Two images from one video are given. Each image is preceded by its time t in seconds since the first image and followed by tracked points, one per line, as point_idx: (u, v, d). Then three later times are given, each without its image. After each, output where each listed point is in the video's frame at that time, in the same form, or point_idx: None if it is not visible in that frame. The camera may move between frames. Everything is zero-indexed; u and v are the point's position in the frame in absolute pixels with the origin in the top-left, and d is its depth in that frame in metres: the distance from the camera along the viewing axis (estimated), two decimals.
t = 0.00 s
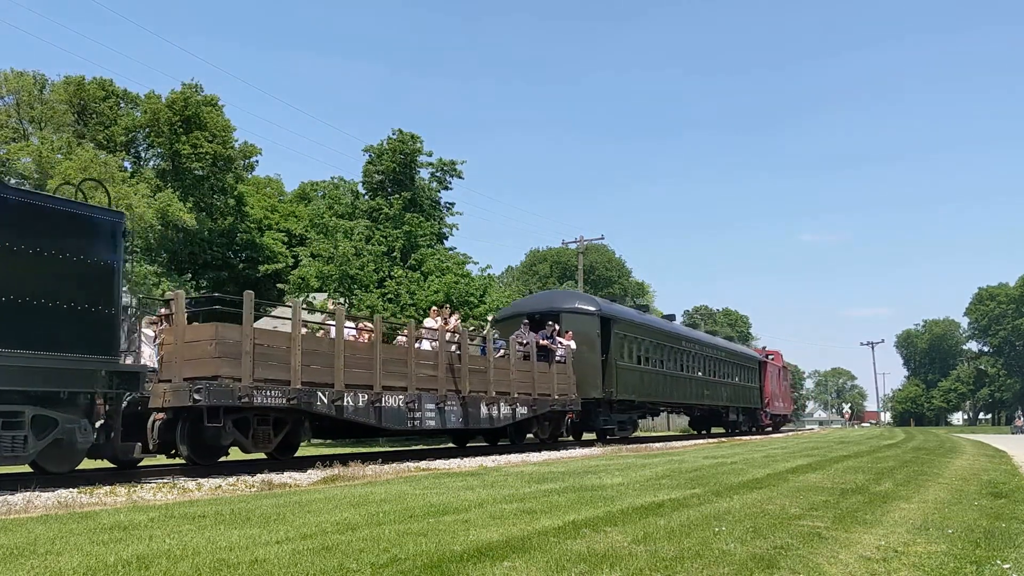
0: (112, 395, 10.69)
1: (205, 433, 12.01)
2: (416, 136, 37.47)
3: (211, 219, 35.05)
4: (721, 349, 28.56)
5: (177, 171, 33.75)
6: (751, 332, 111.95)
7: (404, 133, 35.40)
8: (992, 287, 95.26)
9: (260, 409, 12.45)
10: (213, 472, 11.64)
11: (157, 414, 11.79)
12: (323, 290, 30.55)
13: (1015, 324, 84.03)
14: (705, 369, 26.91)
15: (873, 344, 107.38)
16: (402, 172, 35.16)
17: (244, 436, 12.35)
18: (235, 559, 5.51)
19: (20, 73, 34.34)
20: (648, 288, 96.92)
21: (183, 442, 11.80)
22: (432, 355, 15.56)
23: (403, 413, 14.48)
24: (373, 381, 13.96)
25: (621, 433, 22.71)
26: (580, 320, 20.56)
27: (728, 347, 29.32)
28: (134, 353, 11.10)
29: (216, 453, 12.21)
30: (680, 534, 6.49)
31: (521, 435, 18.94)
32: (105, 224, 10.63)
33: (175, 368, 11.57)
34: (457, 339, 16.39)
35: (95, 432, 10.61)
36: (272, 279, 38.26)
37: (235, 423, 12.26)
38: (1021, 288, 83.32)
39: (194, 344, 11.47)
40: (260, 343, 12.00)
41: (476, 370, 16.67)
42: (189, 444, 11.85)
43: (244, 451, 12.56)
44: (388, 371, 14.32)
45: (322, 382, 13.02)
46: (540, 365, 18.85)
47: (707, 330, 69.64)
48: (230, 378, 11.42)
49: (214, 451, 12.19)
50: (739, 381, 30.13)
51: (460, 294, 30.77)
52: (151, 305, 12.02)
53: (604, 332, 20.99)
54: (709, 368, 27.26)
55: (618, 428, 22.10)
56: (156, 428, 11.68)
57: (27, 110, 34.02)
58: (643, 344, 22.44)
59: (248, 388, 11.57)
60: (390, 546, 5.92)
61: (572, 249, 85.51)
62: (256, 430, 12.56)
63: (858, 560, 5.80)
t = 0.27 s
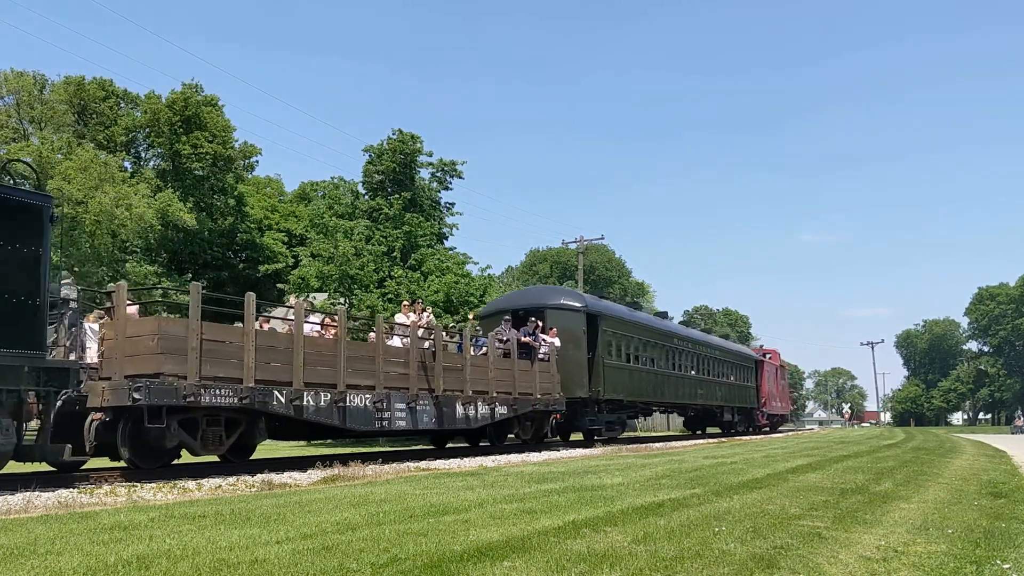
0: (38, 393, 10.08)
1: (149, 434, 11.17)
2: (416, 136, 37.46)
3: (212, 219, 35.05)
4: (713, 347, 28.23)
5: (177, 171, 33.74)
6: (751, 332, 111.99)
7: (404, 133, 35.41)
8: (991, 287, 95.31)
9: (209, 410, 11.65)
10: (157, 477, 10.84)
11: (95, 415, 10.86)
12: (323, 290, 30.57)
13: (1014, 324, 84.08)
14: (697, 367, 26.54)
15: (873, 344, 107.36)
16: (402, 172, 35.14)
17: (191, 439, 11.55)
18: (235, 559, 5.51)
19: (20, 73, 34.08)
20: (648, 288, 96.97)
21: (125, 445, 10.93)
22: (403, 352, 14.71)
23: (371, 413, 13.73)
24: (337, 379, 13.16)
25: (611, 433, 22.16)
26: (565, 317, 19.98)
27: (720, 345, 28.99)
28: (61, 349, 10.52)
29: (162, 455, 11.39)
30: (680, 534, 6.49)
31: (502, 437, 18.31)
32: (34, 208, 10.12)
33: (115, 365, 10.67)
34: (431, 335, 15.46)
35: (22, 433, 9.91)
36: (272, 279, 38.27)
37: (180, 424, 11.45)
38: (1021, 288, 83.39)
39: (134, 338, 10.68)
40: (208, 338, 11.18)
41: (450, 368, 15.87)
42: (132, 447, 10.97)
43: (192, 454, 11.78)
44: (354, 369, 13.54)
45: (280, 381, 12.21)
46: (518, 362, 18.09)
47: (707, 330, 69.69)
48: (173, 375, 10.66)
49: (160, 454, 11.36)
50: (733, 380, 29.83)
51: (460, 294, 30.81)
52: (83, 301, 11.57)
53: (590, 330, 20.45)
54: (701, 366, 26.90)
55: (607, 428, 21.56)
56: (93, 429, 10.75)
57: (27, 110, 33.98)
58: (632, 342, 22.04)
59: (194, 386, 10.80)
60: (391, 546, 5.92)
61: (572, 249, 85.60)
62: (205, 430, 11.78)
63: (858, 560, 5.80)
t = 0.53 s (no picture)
0: None
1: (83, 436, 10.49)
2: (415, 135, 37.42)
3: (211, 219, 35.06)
4: (705, 346, 27.93)
5: (177, 171, 33.73)
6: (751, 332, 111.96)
7: (404, 133, 35.42)
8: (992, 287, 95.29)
9: (153, 409, 10.98)
10: (122, 477, 10.62)
11: (23, 415, 10.20)
12: (323, 291, 30.58)
13: (1015, 324, 84.01)
14: (687, 366, 26.21)
15: (872, 344, 107.34)
16: (402, 172, 35.12)
17: (130, 440, 10.79)
18: (235, 559, 5.51)
19: (20, 72, 34.45)
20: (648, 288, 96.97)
21: (53, 446, 10.29)
22: (370, 349, 14.12)
23: (335, 413, 13.10)
24: (296, 377, 12.50)
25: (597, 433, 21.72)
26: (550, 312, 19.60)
27: (713, 344, 28.69)
28: None
29: (99, 459, 10.71)
30: (680, 535, 6.49)
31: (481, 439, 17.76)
32: None
33: (46, 362, 10.06)
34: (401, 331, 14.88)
35: None
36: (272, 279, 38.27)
37: (118, 425, 10.74)
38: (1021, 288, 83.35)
39: (66, 331, 10.06)
40: (148, 333, 10.55)
41: (421, 366, 15.26)
42: (64, 449, 10.31)
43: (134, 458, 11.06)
44: (316, 367, 12.91)
45: (233, 379, 11.56)
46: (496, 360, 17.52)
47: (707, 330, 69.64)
48: (108, 373, 10.00)
49: (96, 457, 10.68)
50: (726, 380, 29.57)
51: (460, 294, 30.87)
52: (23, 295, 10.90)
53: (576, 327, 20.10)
54: (693, 365, 26.57)
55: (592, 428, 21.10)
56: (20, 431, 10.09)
57: (27, 110, 34.24)
58: (619, 340, 21.71)
59: (132, 384, 10.17)
60: (390, 545, 5.92)
61: (572, 249, 85.60)
62: (148, 432, 11.04)
63: (857, 560, 5.81)
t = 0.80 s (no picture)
0: None
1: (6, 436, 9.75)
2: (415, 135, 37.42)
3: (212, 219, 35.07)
4: (696, 343, 27.27)
5: (177, 171, 33.73)
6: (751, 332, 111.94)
7: (404, 133, 35.40)
8: (992, 287, 95.23)
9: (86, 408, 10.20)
10: (123, 477, 10.63)
11: None
12: (323, 291, 30.59)
13: (1015, 324, 83.95)
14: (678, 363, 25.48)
15: (873, 344, 107.27)
16: (402, 172, 35.10)
17: (60, 441, 10.00)
18: (235, 559, 5.51)
19: (20, 72, 34.56)
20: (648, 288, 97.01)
21: None
22: (335, 345, 13.30)
23: (293, 412, 12.25)
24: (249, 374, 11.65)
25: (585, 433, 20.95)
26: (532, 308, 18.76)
27: (704, 341, 28.03)
28: None
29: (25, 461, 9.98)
30: (680, 534, 6.49)
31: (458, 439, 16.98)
32: None
33: None
34: (369, 328, 14.05)
35: None
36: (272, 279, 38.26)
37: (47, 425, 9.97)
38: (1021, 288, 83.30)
39: None
40: (81, 327, 9.74)
41: (391, 364, 14.39)
42: None
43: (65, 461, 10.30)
44: (271, 364, 12.06)
45: (177, 375, 10.77)
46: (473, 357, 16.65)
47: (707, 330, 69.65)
48: (33, 368, 9.21)
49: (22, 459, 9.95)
50: (718, 378, 29.00)
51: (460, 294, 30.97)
52: None
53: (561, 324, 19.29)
54: (683, 363, 25.88)
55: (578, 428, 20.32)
56: None
57: (27, 110, 34.43)
58: (607, 337, 20.90)
59: (59, 382, 9.36)
60: (391, 546, 5.92)
61: (572, 249, 85.62)
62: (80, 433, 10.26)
63: (857, 560, 5.81)
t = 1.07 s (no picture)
0: None
1: None
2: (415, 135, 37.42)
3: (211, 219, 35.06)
4: (687, 341, 26.77)
5: (177, 171, 33.73)
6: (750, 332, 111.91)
7: (404, 133, 35.36)
8: (992, 287, 95.16)
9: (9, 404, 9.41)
10: (123, 478, 10.64)
11: None
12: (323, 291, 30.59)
13: (1015, 324, 83.88)
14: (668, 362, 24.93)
15: (873, 344, 107.13)
16: (402, 172, 35.08)
17: None
18: (235, 559, 5.51)
19: (20, 72, 34.63)
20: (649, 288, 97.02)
21: None
22: (295, 341, 12.35)
23: (246, 412, 11.36)
24: (196, 371, 10.75)
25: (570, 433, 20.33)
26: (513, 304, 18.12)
27: (695, 338, 27.52)
28: None
29: None
30: (680, 535, 6.49)
31: (433, 440, 16.13)
32: None
33: None
34: (332, 322, 13.04)
35: None
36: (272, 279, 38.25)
37: None
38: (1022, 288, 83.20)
39: None
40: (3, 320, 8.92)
41: (357, 361, 13.45)
42: None
43: None
44: (222, 361, 11.14)
45: (113, 372, 9.87)
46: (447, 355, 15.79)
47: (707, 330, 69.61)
48: None
49: None
50: (710, 377, 28.52)
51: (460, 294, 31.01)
52: None
53: (543, 320, 18.67)
54: (673, 361, 25.35)
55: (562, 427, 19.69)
56: None
57: (27, 110, 34.54)
58: (593, 335, 20.33)
59: None
60: (391, 545, 5.92)
61: (572, 249, 85.64)
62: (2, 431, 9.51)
63: (857, 560, 5.80)
